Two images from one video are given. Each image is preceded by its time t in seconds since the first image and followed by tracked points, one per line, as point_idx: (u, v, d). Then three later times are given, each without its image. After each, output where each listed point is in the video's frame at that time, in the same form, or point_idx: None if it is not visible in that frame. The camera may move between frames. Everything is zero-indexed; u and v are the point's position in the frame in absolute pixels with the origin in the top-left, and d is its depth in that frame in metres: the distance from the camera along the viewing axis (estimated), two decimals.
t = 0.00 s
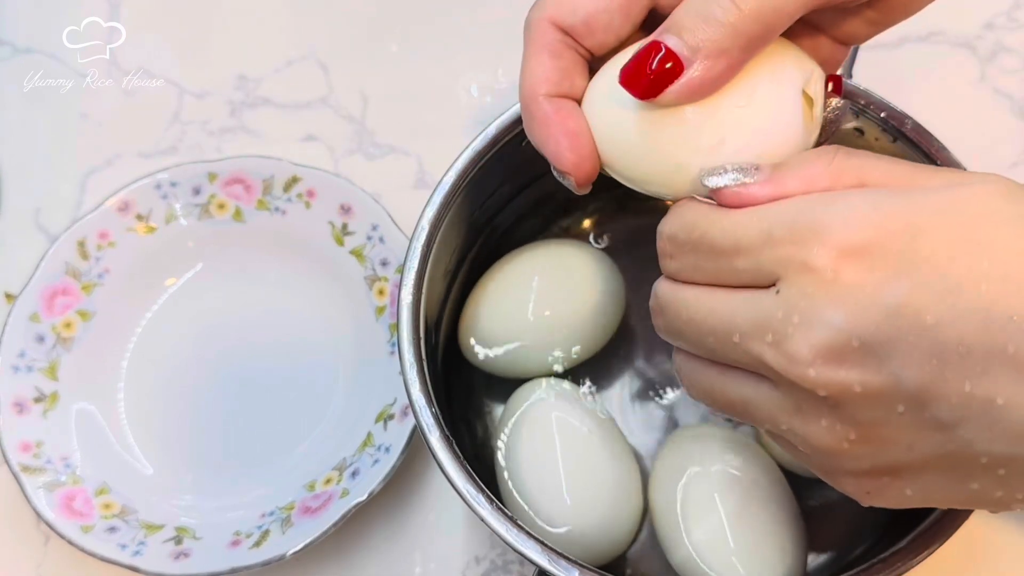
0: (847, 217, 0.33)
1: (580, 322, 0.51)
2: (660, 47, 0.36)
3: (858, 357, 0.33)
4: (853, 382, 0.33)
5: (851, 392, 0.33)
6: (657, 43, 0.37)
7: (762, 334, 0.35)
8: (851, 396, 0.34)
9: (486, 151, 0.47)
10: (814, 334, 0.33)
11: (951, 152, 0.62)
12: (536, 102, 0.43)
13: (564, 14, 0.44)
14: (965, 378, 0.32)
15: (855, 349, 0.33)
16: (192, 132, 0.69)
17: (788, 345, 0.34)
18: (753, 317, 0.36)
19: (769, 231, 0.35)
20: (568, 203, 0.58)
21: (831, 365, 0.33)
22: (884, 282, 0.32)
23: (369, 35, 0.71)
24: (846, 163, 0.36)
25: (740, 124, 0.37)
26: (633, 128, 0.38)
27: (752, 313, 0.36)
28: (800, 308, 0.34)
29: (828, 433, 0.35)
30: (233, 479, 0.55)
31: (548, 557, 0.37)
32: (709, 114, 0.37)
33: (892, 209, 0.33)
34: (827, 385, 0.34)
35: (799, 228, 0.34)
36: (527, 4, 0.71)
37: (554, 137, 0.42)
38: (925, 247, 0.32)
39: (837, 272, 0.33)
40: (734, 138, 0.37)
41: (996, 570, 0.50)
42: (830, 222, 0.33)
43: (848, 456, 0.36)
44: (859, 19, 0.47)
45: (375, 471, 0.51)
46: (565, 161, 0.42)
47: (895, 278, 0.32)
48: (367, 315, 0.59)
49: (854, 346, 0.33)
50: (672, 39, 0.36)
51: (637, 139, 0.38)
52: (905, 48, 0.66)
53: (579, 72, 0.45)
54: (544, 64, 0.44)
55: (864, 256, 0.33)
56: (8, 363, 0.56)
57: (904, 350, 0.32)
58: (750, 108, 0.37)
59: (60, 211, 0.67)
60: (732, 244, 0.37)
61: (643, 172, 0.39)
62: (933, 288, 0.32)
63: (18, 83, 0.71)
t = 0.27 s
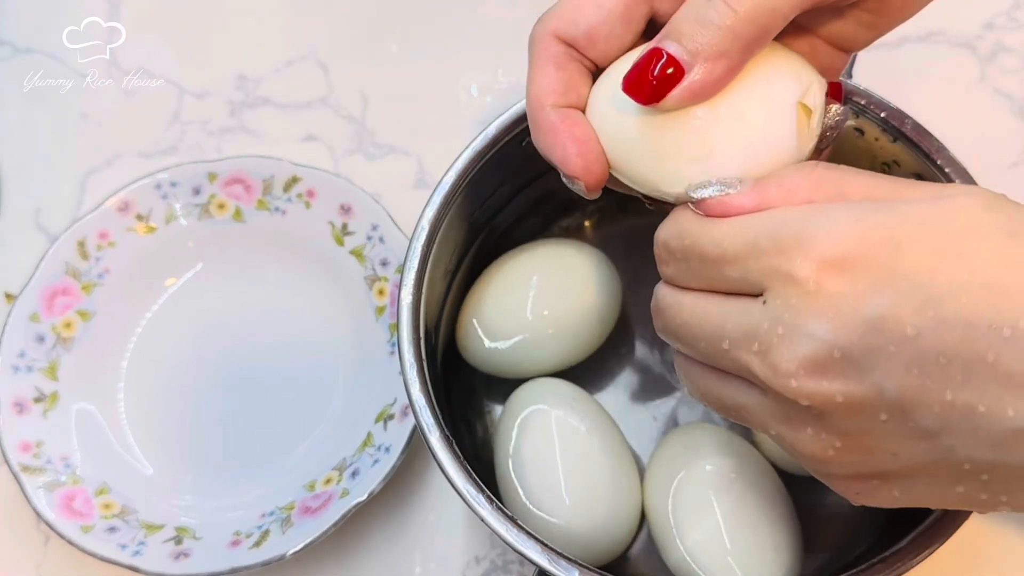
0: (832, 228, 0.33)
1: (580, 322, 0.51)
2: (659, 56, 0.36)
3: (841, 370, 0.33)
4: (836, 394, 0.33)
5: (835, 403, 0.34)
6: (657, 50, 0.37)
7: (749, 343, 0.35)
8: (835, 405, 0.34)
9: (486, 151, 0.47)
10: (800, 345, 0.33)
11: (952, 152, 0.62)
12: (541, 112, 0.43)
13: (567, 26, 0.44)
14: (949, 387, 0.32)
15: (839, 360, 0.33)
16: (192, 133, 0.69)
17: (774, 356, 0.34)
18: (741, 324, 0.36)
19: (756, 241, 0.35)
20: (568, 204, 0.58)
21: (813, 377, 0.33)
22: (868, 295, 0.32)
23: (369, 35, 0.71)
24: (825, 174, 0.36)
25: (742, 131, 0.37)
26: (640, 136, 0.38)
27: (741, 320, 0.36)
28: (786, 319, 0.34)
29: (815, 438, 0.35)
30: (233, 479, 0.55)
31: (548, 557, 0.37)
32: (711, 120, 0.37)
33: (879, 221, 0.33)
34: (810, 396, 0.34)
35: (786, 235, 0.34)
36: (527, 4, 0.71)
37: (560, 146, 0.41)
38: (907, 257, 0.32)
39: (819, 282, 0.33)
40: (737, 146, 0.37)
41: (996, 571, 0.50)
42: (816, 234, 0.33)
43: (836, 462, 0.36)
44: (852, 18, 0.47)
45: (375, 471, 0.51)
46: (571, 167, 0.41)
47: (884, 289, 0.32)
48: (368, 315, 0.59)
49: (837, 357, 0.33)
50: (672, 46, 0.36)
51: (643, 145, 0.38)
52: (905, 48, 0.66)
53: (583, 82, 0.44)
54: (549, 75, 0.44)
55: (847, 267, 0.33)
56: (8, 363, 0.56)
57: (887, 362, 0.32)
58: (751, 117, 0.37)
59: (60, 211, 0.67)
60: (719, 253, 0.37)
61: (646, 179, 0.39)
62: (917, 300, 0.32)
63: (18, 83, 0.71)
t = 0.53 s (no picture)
0: (793, 332, 0.32)
1: (579, 321, 0.51)
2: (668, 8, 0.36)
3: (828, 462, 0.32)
4: (829, 485, 0.32)
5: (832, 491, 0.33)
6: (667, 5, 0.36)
7: (739, 444, 0.35)
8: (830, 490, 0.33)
9: (486, 151, 0.47)
10: (784, 444, 0.33)
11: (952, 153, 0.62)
12: (526, 87, 0.45)
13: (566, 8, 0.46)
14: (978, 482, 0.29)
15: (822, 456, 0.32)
16: (193, 133, 0.69)
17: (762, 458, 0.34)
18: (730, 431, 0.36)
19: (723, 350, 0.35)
20: (568, 204, 0.58)
21: (805, 471, 0.33)
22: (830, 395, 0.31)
23: (369, 35, 0.71)
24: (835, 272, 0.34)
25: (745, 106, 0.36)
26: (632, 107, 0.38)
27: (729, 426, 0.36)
28: (766, 424, 0.33)
29: (822, 511, 0.35)
30: (233, 478, 0.55)
31: (548, 557, 0.37)
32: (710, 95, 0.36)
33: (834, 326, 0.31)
34: (806, 487, 0.33)
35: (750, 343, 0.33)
36: (527, 4, 0.71)
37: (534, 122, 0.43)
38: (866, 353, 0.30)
39: (788, 388, 0.32)
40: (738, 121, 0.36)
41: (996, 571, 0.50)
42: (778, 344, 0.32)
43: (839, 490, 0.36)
44: (871, 14, 0.46)
45: (375, 471, 0.51)
46: (532, 148, 0.43)
47: (847, 387, 0.31)
48: (368, 315, 0.59)
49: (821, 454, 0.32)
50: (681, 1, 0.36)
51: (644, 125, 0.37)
52: (905, 48, 0.66)
53: (575, 63, 0.46)
54: (541, 53, 0.46)
55: (812, 367, 0.31)
56: (7, 363, 0.56)
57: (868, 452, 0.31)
58: (753, 89, 0.36)
59: (60, 211, 0.67)
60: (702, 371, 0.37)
61: (634, 158, 0.38)
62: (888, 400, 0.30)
63: (18, 83, 0.71)
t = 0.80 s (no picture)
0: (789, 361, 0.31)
1: (578, 321, 0.51)
2: (631, 15, 0.37)
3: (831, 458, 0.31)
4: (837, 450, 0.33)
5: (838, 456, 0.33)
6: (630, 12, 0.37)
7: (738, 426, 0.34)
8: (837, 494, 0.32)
9: (486, 152, 0.47)
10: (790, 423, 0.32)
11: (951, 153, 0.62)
12: (500, 84, 0.44)
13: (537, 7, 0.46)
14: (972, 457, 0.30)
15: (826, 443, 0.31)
16: (193, 133, 0.69)
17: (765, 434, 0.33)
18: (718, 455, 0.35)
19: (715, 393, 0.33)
20: (568, 205, 0.58)
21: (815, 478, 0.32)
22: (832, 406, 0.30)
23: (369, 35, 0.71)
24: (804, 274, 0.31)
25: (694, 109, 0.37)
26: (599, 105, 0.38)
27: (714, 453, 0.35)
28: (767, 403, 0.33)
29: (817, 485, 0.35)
30: (234, 478, 0.55)
31: (548, 556, 0.37)
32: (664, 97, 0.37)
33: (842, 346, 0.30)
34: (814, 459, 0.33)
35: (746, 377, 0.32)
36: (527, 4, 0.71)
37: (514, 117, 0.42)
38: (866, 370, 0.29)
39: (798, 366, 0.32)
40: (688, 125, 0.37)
41: (996, 570, 0.50)
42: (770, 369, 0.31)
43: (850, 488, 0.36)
44: (846, 23, 0.47)
45: (375, 471, 0.51)
46: (523, 145, 0.41)
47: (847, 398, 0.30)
48: (368, 315, 0.59)
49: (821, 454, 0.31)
50: (646, 10, 0.37)
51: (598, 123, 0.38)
52: (904, 48, 0.66)
53: (544, 63, 0.46)
54: (512, 49, 0.45)
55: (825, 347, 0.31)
56: (8, 363, 0.56)
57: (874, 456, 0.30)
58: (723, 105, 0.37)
59: (60, 211, 0.67)
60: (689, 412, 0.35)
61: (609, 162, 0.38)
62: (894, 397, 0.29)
63: (18, 83, 0.71)
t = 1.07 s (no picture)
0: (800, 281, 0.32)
1: (577, 320, 0.51)
2: (636, 42, 0.36)
3: (841, 410, 0.33)
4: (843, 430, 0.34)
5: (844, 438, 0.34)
6: (632, 40, 0.37)
7: (745, 396, 0.35)
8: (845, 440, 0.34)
9: (486, 151, 0.47)
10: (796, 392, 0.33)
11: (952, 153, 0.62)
12: (504, 103, 0.44)
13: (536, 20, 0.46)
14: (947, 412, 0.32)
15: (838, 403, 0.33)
16: (192, 133, 0.69)
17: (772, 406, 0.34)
18: (730, 384, 0.35)
19: (727, 302, 0.34)
20: (568, 205, 0.58)
21: (820, 419, 0.34)
22: (855, 341, 0.32)
23: (369, 35, 0.71)
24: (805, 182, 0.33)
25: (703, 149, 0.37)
26: (608, 145, 0.38)
27: (727, 379, 0.35)
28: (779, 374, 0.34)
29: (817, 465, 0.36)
30: (234, 478, 0.55)
31: (548, 557, 0.37)
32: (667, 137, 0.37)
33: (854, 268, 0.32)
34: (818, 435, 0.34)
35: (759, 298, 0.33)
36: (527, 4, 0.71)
37: (519, 143, 0.42)
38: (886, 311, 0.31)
39: (809, 337, 0.33)
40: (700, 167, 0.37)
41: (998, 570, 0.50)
42: (788, 283, 0.33)
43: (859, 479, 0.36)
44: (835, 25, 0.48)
45: (375, 471, 0.51)
46: (524, 169, 0.42)
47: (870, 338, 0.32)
48: (368, 315, 0.59)
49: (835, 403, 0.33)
50: (647, 38, 0.36)
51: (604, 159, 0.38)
52: (904, 48, 0.66)
53: (547, 79, 0.46)
54: (513, 67, 0.45)
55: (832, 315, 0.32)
56: (8, 363, 0.56)
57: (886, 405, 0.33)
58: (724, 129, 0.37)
59: (60, 211, 0.67)
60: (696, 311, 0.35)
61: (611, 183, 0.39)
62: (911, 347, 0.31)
63: (18, 83, 0.71)
